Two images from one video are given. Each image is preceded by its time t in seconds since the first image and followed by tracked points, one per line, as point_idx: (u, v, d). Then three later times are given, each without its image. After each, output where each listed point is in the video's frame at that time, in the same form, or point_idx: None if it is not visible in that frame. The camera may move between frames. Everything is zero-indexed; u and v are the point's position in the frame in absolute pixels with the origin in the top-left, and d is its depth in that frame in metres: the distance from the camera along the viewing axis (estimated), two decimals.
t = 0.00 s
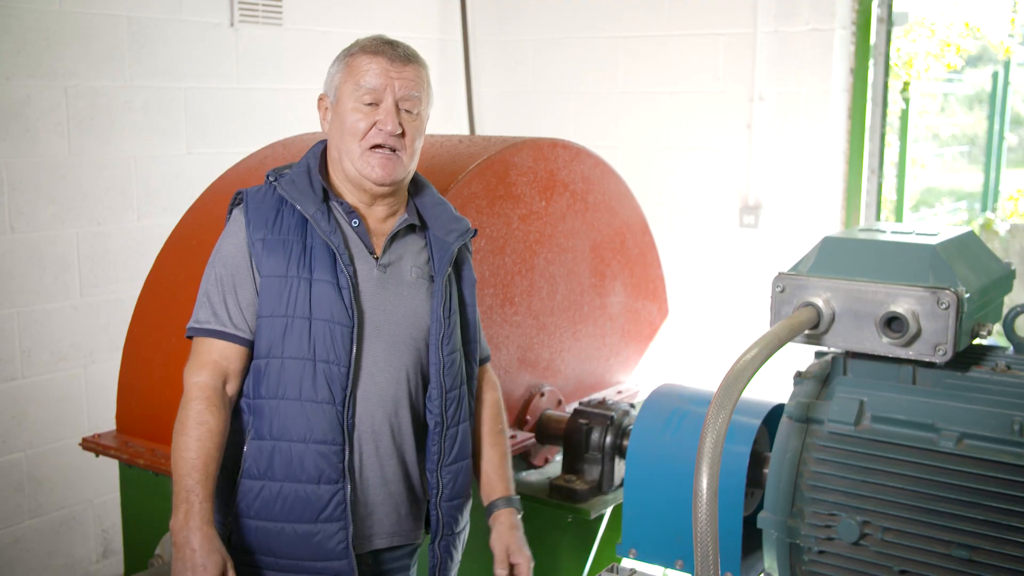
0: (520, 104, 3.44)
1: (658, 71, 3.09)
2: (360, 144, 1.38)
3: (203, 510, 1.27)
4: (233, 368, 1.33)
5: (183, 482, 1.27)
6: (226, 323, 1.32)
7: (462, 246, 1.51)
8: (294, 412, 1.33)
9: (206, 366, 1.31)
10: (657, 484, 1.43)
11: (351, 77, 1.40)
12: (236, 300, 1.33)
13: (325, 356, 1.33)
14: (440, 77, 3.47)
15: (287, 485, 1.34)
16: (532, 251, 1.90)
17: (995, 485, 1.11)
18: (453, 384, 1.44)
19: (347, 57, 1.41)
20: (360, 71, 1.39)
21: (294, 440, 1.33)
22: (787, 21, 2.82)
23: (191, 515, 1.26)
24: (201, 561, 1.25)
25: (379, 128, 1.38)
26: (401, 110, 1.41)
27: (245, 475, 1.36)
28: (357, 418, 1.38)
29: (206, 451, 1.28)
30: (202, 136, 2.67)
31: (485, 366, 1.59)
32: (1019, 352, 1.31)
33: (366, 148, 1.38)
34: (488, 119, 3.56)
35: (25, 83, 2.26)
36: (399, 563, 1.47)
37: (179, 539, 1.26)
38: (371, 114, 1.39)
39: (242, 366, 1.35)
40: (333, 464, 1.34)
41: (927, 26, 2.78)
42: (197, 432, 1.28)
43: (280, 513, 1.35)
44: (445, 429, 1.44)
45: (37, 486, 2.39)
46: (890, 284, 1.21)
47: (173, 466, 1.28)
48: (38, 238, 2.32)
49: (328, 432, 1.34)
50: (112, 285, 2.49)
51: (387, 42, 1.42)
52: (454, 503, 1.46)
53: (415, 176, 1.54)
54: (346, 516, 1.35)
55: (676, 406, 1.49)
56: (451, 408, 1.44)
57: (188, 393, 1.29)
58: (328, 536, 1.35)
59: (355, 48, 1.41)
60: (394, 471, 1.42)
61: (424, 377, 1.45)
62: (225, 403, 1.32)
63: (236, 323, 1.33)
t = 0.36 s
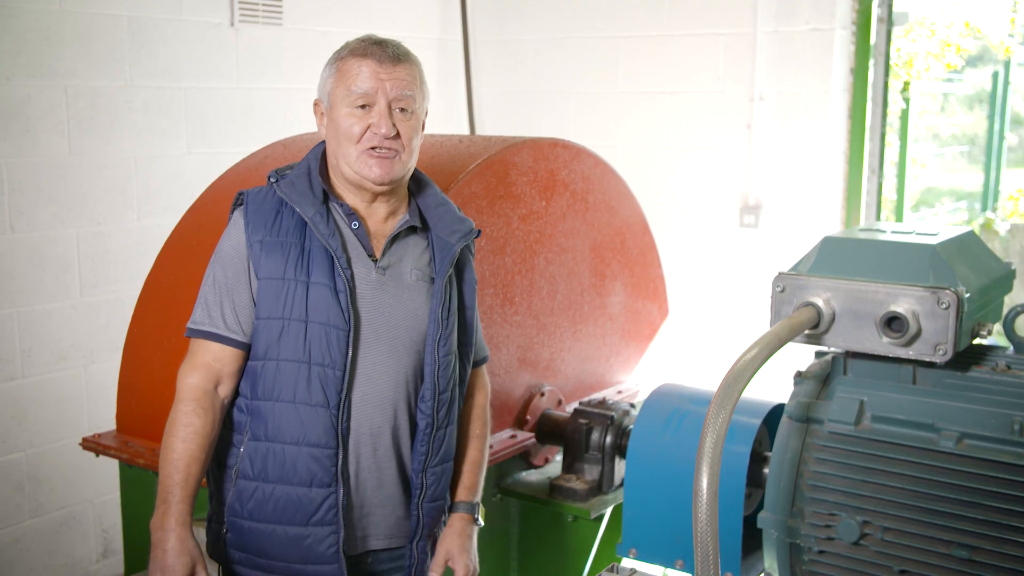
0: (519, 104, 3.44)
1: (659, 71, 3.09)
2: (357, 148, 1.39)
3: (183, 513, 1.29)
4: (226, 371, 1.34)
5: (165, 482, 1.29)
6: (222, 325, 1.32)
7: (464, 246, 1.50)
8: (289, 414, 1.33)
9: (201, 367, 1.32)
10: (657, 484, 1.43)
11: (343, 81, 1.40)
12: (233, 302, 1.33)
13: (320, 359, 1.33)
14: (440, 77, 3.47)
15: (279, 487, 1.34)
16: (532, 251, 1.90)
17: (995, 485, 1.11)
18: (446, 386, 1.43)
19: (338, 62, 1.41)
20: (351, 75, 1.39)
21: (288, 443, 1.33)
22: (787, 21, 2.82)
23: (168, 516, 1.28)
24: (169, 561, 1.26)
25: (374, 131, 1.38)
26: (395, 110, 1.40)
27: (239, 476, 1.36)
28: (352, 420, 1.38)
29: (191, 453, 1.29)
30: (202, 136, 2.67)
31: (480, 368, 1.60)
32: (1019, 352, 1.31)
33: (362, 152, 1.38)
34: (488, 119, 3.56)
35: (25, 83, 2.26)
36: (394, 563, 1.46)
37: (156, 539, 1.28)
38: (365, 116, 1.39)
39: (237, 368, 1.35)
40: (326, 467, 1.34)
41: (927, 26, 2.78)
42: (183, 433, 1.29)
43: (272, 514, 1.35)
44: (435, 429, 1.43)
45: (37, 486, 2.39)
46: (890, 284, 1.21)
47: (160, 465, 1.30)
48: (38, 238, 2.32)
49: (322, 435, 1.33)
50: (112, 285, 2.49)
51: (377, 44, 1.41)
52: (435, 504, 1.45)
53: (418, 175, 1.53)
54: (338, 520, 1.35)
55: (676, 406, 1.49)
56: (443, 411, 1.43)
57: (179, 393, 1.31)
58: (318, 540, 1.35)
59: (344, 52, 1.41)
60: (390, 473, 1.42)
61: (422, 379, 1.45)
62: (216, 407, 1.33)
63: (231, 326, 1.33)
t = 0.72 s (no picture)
0: (519, 104, 3.44)
1: (659, 71, 3.09)
2: (347, 151, 1.38)
3: (169, 519, 1.29)
4: (220, 374, 1.34)
5: (156, 487, 1.30)
6: (215, 329, 1.32)
7: (461, 244, 1.50)
8: (282, 416, 1.33)
9: (196, 370, 1.33)
10: (656, 484, 1.43)
11: (331, 83, 1.39)
12: (227, 305, 1.34)
13: (313, 361, 1.33)
14: (440, 77, 3.47)
15: (273, 489, 1.34)
16: (531, 251, 1.90)
17: (995, 485, 1.11)
18: (452, 385, 1.43)
19: (325, 63, 1.40)
20: (339, 77, 1.38)
21: (281, 446, 1.33)
22: (787, 21, 2.82)
23: (155, 520, 1.29)
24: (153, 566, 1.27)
25: (363, 133, 1.38)
26: (384, 111, 1.40)
27: (234, 478, 1.36)
28: (348, 422, 1.38)
29: (181, 457, 1.30)
30: (202, 136, 2.67)
31: (488, 362, 1.59)
32: (1019, 352, 1.31)
33: (352, 154, 1.38)
34: (488, 118, 3.56)
35: (25, 83, 2.26)
36: (393, 563, 1.47)
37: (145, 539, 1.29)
38: (354, 119, 1.38)
39: (232, 371, 1.36)
40: (319, 470, 1.33)
41: (927, 26, 2.78)
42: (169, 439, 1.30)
43: (266, 516, 1.35)
44: (446, 430, 1.43)
45: (37, 485, 2.39)
46: (890, 284, 1.21)
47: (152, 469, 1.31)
48: (38, 238, 2.32)
49: (315, 438, 1.33)
50: (112, 285, 2.49)
51: (363, 43, 1.40)
52: (459, 502, 1.46)
53: (412, 173, 1.53)
54: (331, 523, 1.35)
55: (676, 406, 1.49)
56: (452, 410, 1.43)
57: (173, 396, 1.32)
58: (311, 542, 1.35)
59: (331, 53, 1.40)
60: (388, 474, 1.42)
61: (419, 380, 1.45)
62: (209, 410, 1.33)
63: (225, 329, 1.33)
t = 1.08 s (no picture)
0: (519, 104, 3.44)
1: (659, 71, 3.09)
2: (345, 152, 1.39)
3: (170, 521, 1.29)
4: (221, 375, 1.34)
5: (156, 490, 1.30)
6: (216, 329, 1.32)
7: (461, 243, 1.50)
8: (284, 417, 1.33)
9: (197, 372, 1.32)
10: (657, 484, 1.44)
11: (327, 84, 1.39)
12: (228, 306, 1.33)
13: (315, 362, 1.33)
14: (440, 77, 3.47)
15: (275, 490, 1.34)
16: (532, 251, 1.90)
17: (995, 485, 1.11)
18: (451, 383, 1.43)
19: (320, 64, 1.40)
20: (335, 78, 1.38)
21: (283, 447, 1.33)
22: (787, 21, 2.82)
23: (155, 522, 1.29)
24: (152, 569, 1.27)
25: (360, 134, 1.38)
26: (381, 111, 1.40)
27: (236, 480, 1.36)
28: (350, 422, 1.38)
29: (181, 459, 1.30)
30: (202, 136, 2.67)
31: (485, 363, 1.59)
32: (1019, 351, 1.31)
33: (350, 155, 1.38)
34: (488, 118, 3.56)
35: (25, 83, 2.26)
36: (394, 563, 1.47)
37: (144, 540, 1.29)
38: (351, 119, 1.38)
39: (233, 372, 1.35)
40: (322, 471, 1.34)
41: (927, 26, 2.78)
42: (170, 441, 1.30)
43: (268, 517, 1.35)
44: (443, 428, 1.43)
45: (37, 485, 2.39)
46: (890, 284, 1.21)
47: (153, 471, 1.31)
48: (38, 238, 2.32)
49: (317, 438, 1.33)
50: (112, 285, 2.49)
51: (358, 42, 1.40)
52: (452, 502, 1.46)
53: (411, 171, 1.53)
54: (334, 523, 1.35)
55: (676, 406, 1.49)
56: (449, 408, 1.43)
57: (174, 398, 1.31)
58: (315, 543, 1.35)
59: (326, 53, 1.40)
60: (391, 474, 1.42)
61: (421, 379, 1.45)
62: (210, 412, 1.33)
63: (226, 330, 1.33)
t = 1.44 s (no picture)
0: (519, 104, 3.44)
1: (659, 71, 3.09)
2: (352, 152, 1.38)
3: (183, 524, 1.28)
4: (227, 377, 1.33)
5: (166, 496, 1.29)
6: (222, 331, 1.31)
7: (462, 247, 1.50)
8: (290, 419, 1.33)
9: (201, 373, 1.31)
10: (657, 484, 1.43)
11: (338, 84, 1.39)
12: (233, 308, 1.33)
13: (322, 364, 1.33)
14: (440, 76, 3.47)
15: (282, 493, 1.34)
16: (532, 251, 1.90)
17: (995, 485, 1.11)
18: (456, 385, 1.43)
19: (333, 63, 1.40)
20: (347, 78, 1.38)
21: (290, 448, 1.33)
22: (787, 21, 2.82)
23: (168, 526, 1.28)
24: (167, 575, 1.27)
25: (369, 135, 1.37)
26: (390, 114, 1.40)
27: (242, 482, 1.36)
28: (356, 424, 1.38)
29: (193, 464, 1.29)
30: (202, 136, 2.67)
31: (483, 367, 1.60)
32: (1019, 351, 1.31)
33: (357, 155, 1.38)
34: (488, 118, 3.56)
35: (25, 83, 2.26)
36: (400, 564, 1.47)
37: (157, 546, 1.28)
38: (360, 120, 1.38)
39: (238, 373, 1.34)
40: (329, 473, 1.34)
41: (928, 26, 2.78)
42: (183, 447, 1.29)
43: (276, 519, 1.35)
44: (449, 430, 1.43)
45: (37, 485, 2.39)
46: (891, 284, 1.21)
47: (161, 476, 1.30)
48: (38, 238, 2.32)
49: (325, 440, 1.33)
50: (112, 285, 2.49)
51: (372, 44, 1.40)
52: (458, 503, 1.46)
53: (415, 175, 1.53)
54: (342, 525, 1.35)
55: (676, 406, 1.49)
56: (455, 411, 1.43)
57: (181, 400, 1.30)
58: (323, 545, 1.35)
59: (339, 52, 1.40)
60: (396, 475, 1.42)
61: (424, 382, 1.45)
62: (217, 414, 1.32)
63: (231, 332, 1.32)
